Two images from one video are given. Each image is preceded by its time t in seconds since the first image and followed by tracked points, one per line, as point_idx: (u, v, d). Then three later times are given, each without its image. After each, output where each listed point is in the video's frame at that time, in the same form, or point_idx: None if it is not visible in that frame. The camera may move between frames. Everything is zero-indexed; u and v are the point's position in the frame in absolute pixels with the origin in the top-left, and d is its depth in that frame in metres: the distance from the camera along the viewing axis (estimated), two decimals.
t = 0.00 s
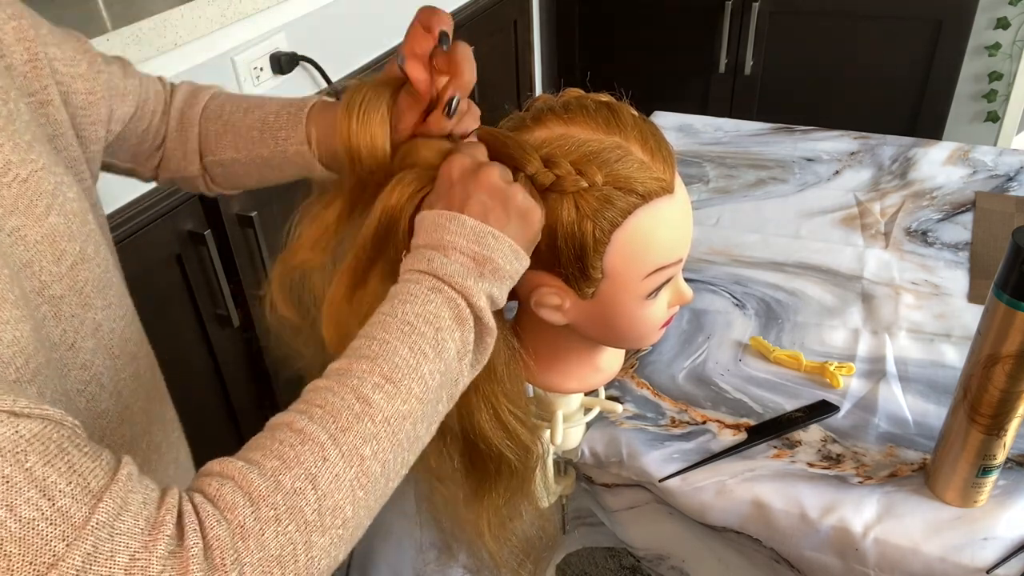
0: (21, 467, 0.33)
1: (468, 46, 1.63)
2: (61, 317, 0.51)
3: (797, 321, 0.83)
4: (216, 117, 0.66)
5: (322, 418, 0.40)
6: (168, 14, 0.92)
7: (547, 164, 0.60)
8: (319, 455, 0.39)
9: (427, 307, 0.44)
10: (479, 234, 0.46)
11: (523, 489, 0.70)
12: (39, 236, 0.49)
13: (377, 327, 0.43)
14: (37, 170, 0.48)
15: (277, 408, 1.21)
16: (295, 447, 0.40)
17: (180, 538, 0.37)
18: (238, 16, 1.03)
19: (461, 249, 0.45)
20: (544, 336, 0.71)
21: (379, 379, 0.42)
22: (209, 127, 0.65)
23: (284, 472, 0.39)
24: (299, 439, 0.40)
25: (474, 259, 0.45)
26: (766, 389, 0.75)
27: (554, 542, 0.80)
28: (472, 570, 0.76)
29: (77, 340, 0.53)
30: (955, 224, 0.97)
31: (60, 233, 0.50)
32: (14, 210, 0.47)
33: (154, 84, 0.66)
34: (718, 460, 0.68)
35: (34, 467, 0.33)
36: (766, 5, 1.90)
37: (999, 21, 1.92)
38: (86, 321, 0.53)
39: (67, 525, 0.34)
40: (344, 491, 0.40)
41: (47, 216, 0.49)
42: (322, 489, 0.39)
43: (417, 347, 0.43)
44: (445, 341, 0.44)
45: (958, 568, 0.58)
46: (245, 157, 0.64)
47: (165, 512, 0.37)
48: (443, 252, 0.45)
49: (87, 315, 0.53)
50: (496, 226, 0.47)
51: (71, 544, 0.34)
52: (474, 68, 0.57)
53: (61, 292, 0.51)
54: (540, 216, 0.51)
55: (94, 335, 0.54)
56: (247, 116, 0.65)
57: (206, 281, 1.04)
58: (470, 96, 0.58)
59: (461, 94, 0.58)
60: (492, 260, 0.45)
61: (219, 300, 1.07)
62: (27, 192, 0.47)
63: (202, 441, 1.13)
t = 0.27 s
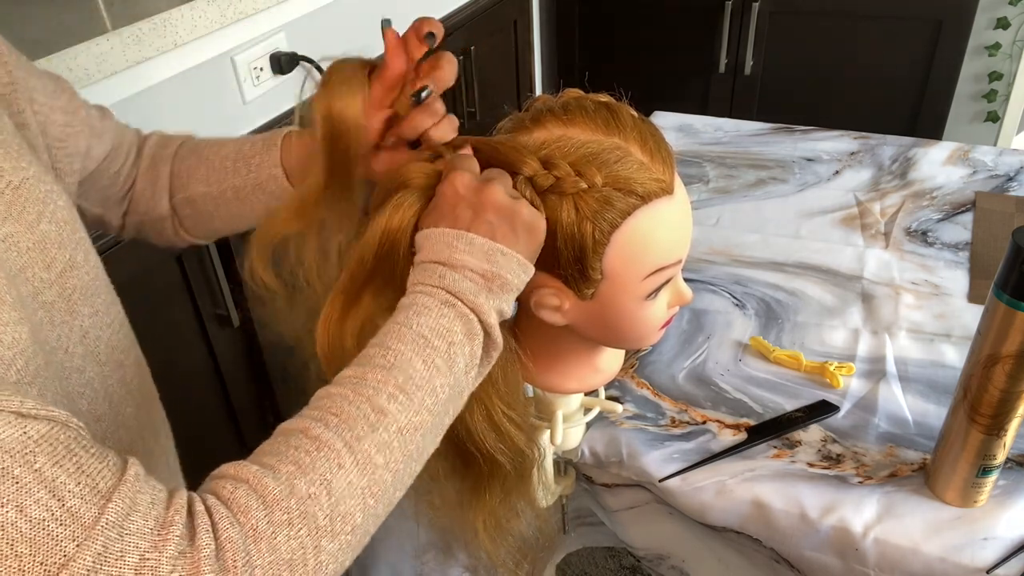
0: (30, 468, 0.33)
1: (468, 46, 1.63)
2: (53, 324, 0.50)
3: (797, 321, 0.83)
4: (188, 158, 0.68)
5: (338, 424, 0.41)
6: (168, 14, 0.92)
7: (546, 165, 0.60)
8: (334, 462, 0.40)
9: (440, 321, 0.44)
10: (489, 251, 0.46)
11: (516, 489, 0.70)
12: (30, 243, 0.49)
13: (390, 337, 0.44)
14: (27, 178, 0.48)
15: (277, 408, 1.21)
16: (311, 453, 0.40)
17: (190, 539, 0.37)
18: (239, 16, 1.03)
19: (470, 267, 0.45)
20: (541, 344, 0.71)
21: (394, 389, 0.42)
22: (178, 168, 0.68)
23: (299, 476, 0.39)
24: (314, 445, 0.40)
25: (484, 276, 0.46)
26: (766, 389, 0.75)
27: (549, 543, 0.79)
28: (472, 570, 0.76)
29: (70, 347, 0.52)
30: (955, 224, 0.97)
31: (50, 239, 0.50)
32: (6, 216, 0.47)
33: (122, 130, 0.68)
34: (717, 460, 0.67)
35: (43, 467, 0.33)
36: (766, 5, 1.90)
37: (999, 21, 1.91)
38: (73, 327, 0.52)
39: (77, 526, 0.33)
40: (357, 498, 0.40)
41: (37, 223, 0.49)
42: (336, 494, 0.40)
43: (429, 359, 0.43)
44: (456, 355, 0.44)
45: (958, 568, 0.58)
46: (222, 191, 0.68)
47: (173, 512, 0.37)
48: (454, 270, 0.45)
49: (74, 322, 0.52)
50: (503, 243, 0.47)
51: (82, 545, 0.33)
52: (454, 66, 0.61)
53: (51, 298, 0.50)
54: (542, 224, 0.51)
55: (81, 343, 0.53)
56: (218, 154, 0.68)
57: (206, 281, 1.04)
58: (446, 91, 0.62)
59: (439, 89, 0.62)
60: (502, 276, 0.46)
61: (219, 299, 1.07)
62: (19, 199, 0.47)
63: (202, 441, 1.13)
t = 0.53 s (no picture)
0: (52, 472, 0.32)
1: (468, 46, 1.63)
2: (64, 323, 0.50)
3: (797, 321, 0.83)
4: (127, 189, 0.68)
5: (351, 429, 0.40)
6: (168, 14, 0.91)
7: (547, 165, 0.60)
8: (350, 467, 0.39)
9: (450, 325, 0.44)
10: (494, 254, 0.46)
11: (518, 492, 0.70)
12: (38, 242, 0.49)
13: (401, 341, 0.43)
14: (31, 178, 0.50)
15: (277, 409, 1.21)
16: (326, 458, 0.39)
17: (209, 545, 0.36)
18: (239, 16, 1.02)
19: (477, 272, 0.46)
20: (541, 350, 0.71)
21: (407, 395, 0.42)
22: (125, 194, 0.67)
23: (316, 482, 0.39)
24: (328, 450, 0.40)
25: (490, 280, 0.46)
26: (766, 389, 0.75)
27: (546, 544, 0.79)
28: (471, 571, 0.77)
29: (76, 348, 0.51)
30: (955, 224, 0.97)
31: (55, 241, 0.51)
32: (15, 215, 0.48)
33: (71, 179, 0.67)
34: (717, 460, 0.68)
35: (63, 471, 0.33)
36: (766, 5, 1.90)
37: (999, 21, 1.91)
38: (82, 327, 0.52)
39: (97, 530, 0.33)
40: (372, 504, 0.40)
41: (42, 225, 0.50)
42: (352, 500, 0.39)
43: (441, 364, 0.43)
44: (465, 359, 0.44)
45: (957, 568, 0.58)
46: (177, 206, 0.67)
47: (192, 519, 0.37)
48: (460, 274, 0.45)
49: (82, 322, 0.52)
50: (509, 247, 0.48)
51: (101, 550, 0.33)
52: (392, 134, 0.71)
53: (61, 298, 0.50)
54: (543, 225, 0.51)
55: (90, 342, 0.53)
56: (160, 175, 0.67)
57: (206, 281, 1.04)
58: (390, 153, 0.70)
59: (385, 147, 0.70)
60: (508, 279, 0.46)
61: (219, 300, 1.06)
62: (27, 201, 0.49)
63: (203, 442, 1.13)
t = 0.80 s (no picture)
0: (79, 489, 0.32)
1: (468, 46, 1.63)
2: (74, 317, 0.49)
3: (797, 321, 0.83)
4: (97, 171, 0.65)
5: (365, 436, 0.40)
6: (168, 14, 0.91)
7: (548, 165, 0.60)
8: (366, 474, 0.39)
9: (456, 327, 0.44)
10: (498, 252, 0.46)
11: (523, 490, 0.70)
12: (48, 239, 0.49)
13: (407, 345, 0.43)
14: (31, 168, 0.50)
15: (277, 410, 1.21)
16: (342, 466, 0.39)
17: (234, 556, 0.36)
18: (238, 16, 1.03)
19: (481, 271, 0.46)
20: (541, 351, 0.71)
21: (418, 399, 0.42)
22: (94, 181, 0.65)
23: (334, 491, 0.38)
24: (344, 458, 0.39)
25: (494, 279, 0.46)
26: (766, 389, 0.75)
27: (556, 541, 0.79)
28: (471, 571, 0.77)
29: (85, 347, 0.50)
30: (955, 224, 0.97)
31: (63, 238, 0.51)
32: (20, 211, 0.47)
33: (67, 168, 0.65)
34: (718, 460, 0.68)
35: (91, 488, 0.32)
36: (766, 5, 1.90)
37: (999, 21, 1.91)
38: (89, 324, 0.51)
39: (126, 547, 0.33)
40: (389, 509, 0.40)
41: (48, 218, 0.50)
42: (370, 508, 0.39)
43: (448, 367, 0.43)
44: (472, 361, 0.44)
45: (958, 568, 0.58)
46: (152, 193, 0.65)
47: (218, 532, 0.36)
48: (463, 274, 0.45)
49: (89, 318, 0.51)
50: (512, 245, 0.48)
51: (130, 567, 0.32)
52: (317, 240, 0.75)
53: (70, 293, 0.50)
54: (544, 221, 0.51)
55: (98, 338, 0.52)
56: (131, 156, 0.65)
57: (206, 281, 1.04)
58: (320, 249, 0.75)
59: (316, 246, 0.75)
60: (511, 277, 0.46)
61: (219, 300, 1.06)
62: (32, 194, 0.49)
63: (204, 442, 1.13)
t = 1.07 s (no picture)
0: (96, 518, 0.33)
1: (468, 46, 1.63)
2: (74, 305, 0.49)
3: (797, 321, 0.83)
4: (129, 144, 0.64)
5: (371, 449, 0.40)
6: (168, 14, 0.91)
7: (548, 165, 0.60)
8: (374, 488, 0.39)
9: (456, 333, 0.44)
10: (499, 255, 0.46)
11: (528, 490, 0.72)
12: (43, 225, 0.48)
13: (409, 353, 0.43)
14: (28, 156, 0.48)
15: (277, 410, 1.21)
16: (350, 480, 0.39)
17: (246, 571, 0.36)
18: (239, 16, 1.03)
19: (482, 274, 0.46)
20: (542, 350, 0.72)
21: (422, 409, 0.41)
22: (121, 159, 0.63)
23: (343, 507, 0.38)
24: (351, 473, 0.39)
25: (495, 282, 0.46)
26: (766, 389, 0.75)
27: (563, 537, 0.77)
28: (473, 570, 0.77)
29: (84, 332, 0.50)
30: (955, 224, 0.97)
31: (60, 220, 0.49)
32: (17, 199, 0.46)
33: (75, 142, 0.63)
34: (718, 460, 0.67)
35: (108, 516, 0.33)
36: (766, 5, 1.90)
37: (999, 21, 1.91)
38: (88, 307, 0.52)
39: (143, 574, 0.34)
40: (396, 523, 0.40)
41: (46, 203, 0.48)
42: (378, 522, 0.39)
43: (451, 373, 0.43)
44: (474, 364, 0.44)
45: (958, 568, 0.58)
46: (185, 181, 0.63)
47: (233, 553, 0.36)
48: (463, 275, 0.46)
49: (89, 301, 0.52)
50: (513, 248, 0.48)
51: None
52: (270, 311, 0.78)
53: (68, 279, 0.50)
54: (545, 225, 0.51)
55: (98, 322, 0.52)
56: (164, 127, 0.64)
57: (206, 281, 1.04)
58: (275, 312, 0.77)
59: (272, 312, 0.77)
60: (512, 279, 0.47)
61: (219, 300, 1.07)
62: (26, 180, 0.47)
63: (205, 443, 1.13)
